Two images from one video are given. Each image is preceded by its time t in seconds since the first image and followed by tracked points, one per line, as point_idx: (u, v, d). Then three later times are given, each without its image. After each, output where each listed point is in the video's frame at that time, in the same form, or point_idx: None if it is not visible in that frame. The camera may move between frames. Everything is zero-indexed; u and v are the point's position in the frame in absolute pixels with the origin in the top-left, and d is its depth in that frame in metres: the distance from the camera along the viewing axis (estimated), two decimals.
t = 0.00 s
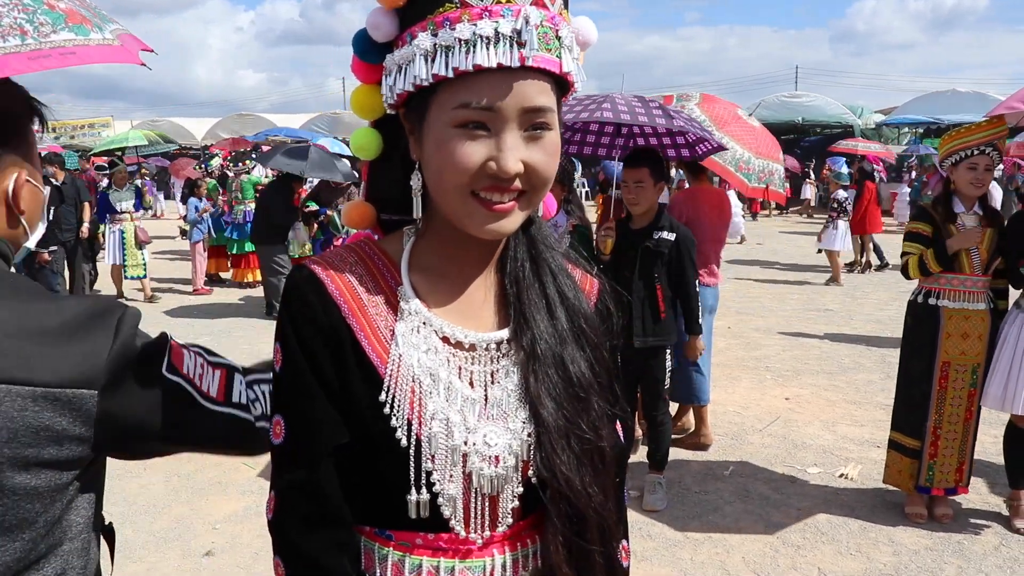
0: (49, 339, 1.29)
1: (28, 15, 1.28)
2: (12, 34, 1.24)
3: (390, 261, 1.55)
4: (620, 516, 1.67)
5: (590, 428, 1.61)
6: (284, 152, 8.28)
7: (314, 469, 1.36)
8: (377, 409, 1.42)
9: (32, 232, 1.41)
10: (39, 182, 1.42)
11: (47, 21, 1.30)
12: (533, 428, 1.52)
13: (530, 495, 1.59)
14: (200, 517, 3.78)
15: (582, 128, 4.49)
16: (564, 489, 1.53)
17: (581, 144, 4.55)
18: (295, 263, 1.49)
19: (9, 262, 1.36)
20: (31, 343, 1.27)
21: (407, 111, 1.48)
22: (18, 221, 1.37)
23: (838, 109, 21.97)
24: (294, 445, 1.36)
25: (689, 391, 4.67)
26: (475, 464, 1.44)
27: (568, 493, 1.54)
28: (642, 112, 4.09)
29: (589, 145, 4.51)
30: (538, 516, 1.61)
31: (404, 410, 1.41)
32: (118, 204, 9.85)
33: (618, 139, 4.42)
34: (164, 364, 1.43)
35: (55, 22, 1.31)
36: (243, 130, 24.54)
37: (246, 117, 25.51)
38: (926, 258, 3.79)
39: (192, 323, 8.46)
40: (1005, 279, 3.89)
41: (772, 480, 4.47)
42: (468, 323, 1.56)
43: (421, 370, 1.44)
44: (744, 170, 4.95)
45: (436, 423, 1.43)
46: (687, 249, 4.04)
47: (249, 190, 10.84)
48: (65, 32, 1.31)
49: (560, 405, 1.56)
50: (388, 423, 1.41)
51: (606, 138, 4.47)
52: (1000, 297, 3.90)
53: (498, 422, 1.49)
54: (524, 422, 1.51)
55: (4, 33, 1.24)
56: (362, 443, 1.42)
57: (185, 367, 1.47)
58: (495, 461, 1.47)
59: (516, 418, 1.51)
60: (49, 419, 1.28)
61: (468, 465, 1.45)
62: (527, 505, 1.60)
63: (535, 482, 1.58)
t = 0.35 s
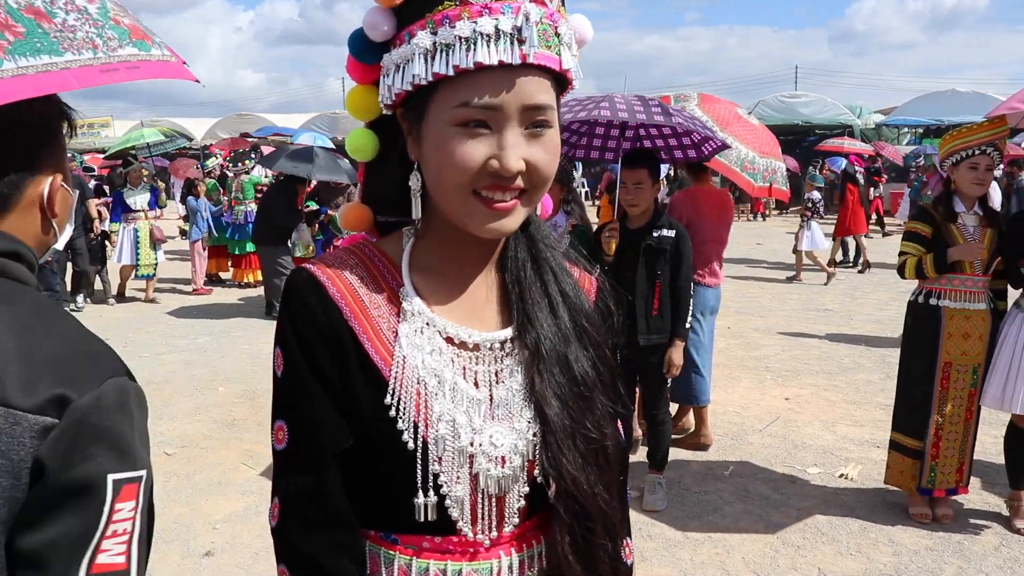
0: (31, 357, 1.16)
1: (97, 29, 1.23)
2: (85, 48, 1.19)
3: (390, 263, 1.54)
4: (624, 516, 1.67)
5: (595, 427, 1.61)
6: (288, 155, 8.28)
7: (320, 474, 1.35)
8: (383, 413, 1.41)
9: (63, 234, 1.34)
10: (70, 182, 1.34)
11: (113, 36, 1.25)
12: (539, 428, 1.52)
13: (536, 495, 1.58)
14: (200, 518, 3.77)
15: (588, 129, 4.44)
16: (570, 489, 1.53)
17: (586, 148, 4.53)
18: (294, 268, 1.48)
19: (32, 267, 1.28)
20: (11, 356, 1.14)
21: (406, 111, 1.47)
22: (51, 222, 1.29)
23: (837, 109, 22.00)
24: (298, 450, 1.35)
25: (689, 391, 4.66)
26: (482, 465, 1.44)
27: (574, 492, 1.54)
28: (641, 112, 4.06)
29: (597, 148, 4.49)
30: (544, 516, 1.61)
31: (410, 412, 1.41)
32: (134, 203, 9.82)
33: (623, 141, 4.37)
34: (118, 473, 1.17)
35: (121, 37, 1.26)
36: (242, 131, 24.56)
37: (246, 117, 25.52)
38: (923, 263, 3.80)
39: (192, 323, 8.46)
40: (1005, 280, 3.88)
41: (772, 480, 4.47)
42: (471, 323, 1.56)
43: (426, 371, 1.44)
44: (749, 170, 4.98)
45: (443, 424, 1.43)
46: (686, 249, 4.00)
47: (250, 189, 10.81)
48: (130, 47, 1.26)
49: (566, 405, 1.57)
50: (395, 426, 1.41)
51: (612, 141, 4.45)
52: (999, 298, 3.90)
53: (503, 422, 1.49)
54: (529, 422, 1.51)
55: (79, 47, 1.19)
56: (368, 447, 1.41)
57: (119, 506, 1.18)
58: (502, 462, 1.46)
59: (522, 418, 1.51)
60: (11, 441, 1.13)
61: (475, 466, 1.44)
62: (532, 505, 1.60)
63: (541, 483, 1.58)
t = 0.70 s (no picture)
0: (26, 378, 1.09)
1: (121, 34, 1.22)
2: (106, 52, 1.18)
3: (384, 264, 1.54)
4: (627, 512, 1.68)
5: (597, 424, 1.61)
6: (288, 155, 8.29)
7: (322, 478, 1.34)
8: (384, 416, 1.40)
9: (58, 234, 1.30)
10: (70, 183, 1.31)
11: (136, 42, 1.23)
12: (541, 426, 1.52)
13: (539, 495, 1.58)
14: (198, 518, 3.76)
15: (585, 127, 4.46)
16: (574, 487, 1.53)
17: (587, 144, 4.54)
18: (288, 271, 1.47)
19: (25, 269, 1.24)
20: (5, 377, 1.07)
21: (396, 108, 1.46)
22: (44, 221, 1.26)
23: (836, 109, 22.00)
24: (297, 455, 1.34)
25: (689, 391, 4.66)
26: (485, 464, 1.44)
27: (578, 490, 1.54)
28: (641, 110, 4.05)
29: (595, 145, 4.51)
30: (547, 515, 1.61)
31: (411, 414, 1.40)
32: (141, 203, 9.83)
33: (619, 138, 4.39)
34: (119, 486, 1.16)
35: (144, 43, 1.24)
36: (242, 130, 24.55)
37: (245, 117, 25.52)
38: (916, 263, 3.81)
39: (190, 323, 8.45)
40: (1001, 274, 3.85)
41: (771, 480, 4.47)
42: (468, 322, 1.56)
43: (426, 371, 1.43)
44: (746, 165, 4.95)
45: (445, 425, 1.42)
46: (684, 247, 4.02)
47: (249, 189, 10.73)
48: (153, 53, 1.24)
49: (566, 403, 1.56)
50: (396, 428, 1.40)
51: (609, 137, 4.45)
52: (996, 297, 3.86)
53: (505, 421, 1.48)
54: (531, 419, 1.51)
55: (100, 51, 1.17)
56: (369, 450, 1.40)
57: (130, 510, 1.20)
58: (505, 461, 1.46)
59: (523, 415, 1.50)
60: None
61: (478, 465, 1.44)
62: (535, 505, 1.60)
63: (544, 482, 1.58)
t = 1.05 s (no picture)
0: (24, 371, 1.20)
1: (100, 49, 1.29)
2: (82, 67, 1.25)
3: (383, 265, 1.53)
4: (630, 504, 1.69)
5: (600, 419, 1.62)
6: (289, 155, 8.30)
7: (331, 481, 1.34)
8: (391, 417, 1.39)
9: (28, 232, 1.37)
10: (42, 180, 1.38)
11: (117, 56, 1.31)
12: (548, 423, 1.53)
13: (546, 492, 1.59)
14: (197, 518, 3.76)
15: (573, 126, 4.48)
16: (583, 482, 1.54)
17: (574, 144, 4.51)
18: (286, 274, 1.45)
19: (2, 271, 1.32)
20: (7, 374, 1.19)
21: (387, 108, 1.46)
22: (8, 215, 1.32)
23: (837, 109, 21.99)
24: (305, 460, 1.33)
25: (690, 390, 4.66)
26: (495, 462, 1.44)
27: (587, 486, 1.55)
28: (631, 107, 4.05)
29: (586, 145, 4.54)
30: (553, 511, 1.62)
31: (420, 415, 1.40)
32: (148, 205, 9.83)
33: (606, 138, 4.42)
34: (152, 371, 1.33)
35: (126, 58, 1.32)
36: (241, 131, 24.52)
37: (245, 117, 25.49)
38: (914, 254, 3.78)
39: (190, 323, 8.45)
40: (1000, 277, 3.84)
41: (771, 480, 4.46)
42: (470, 321, 1.55)
43: (432, 373, 1.43)
44: (735, 161, 4.94)
45: (455, 425, 1.42)
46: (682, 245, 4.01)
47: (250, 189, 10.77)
48: (134, 68, 1.32)
49: (572, 399, 1.57)
50: (405, 429, 1.39)
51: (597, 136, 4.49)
52: (994, 296, 3.84)
53: (512, 419, 1.48)
54: (537, 416, 1.52)
55: (75, 65, 1.24)
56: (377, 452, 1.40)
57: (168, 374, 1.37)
58: (513, 458, 1.46)
59: (530, 412, 1.51)
60: (26, 433, 1.22)
61: (488, 464, 1.44)
62: (541, 503, 1.60)
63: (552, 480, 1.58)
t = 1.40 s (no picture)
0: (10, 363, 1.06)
1: (100, 53, 1.29)
2: (84, 73, 1.25)
3: (381, 265, 1.53)
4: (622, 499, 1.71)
5: (594, 415, 1.64)
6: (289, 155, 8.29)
7: (333, 484, 1.33)
8: (393, 418, 1.39)
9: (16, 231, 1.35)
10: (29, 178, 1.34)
11: (118, 60, 1.31)
12: (547, 420, 1.53)
13: (544, 489, 1.59)
14: (197, 518, 3.76)
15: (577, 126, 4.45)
16: (582, 478, 1.55)
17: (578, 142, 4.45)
18: (283, 276, 1.44)
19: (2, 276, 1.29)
20: None
21: (384, 107, 1.45)
22: None
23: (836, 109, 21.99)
24: (306, 462, 1.33)
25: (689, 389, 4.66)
26: (496, 460, 1.44)
27: (585, 482, 1.55)
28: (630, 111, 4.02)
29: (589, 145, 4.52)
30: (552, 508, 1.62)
31: (423, 415, 1.39)
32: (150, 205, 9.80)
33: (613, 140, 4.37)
34: (125, 441, 1.17)
35: (127, 61, 1.32)
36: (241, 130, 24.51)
37: (244, 117, 25.48)
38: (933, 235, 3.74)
39: (189, 323, 8.45)
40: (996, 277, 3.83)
41: (770, 479, 4.46)
42: (469, 321, 1.56)
43: (433, 373, 1.43)
44: (743, 163, 4.92)
45: (457, 424, 1.42)
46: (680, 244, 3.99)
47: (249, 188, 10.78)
48: (136, 70, 1.34)
49: (569, 397, 1.58)
50: (408, 430, 1.39)
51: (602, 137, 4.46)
52: (991, 296, 3.83)
53: (512, 417, 1.49)
54: (536, 414, 1.52)
55: (76, 72, 1.24)
56: (379, 453, 1.39)
57: (139, 465, 1.20)
58: (514, 456, 1.47)
59: (529, 409, 1.51)
60: None
61: (490, 462, 1.44)
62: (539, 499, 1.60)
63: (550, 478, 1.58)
